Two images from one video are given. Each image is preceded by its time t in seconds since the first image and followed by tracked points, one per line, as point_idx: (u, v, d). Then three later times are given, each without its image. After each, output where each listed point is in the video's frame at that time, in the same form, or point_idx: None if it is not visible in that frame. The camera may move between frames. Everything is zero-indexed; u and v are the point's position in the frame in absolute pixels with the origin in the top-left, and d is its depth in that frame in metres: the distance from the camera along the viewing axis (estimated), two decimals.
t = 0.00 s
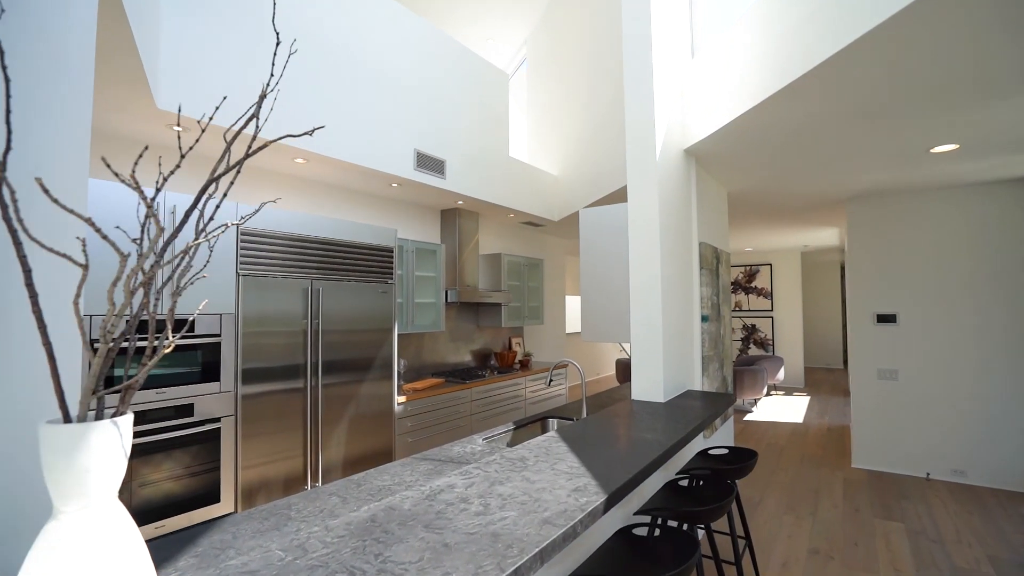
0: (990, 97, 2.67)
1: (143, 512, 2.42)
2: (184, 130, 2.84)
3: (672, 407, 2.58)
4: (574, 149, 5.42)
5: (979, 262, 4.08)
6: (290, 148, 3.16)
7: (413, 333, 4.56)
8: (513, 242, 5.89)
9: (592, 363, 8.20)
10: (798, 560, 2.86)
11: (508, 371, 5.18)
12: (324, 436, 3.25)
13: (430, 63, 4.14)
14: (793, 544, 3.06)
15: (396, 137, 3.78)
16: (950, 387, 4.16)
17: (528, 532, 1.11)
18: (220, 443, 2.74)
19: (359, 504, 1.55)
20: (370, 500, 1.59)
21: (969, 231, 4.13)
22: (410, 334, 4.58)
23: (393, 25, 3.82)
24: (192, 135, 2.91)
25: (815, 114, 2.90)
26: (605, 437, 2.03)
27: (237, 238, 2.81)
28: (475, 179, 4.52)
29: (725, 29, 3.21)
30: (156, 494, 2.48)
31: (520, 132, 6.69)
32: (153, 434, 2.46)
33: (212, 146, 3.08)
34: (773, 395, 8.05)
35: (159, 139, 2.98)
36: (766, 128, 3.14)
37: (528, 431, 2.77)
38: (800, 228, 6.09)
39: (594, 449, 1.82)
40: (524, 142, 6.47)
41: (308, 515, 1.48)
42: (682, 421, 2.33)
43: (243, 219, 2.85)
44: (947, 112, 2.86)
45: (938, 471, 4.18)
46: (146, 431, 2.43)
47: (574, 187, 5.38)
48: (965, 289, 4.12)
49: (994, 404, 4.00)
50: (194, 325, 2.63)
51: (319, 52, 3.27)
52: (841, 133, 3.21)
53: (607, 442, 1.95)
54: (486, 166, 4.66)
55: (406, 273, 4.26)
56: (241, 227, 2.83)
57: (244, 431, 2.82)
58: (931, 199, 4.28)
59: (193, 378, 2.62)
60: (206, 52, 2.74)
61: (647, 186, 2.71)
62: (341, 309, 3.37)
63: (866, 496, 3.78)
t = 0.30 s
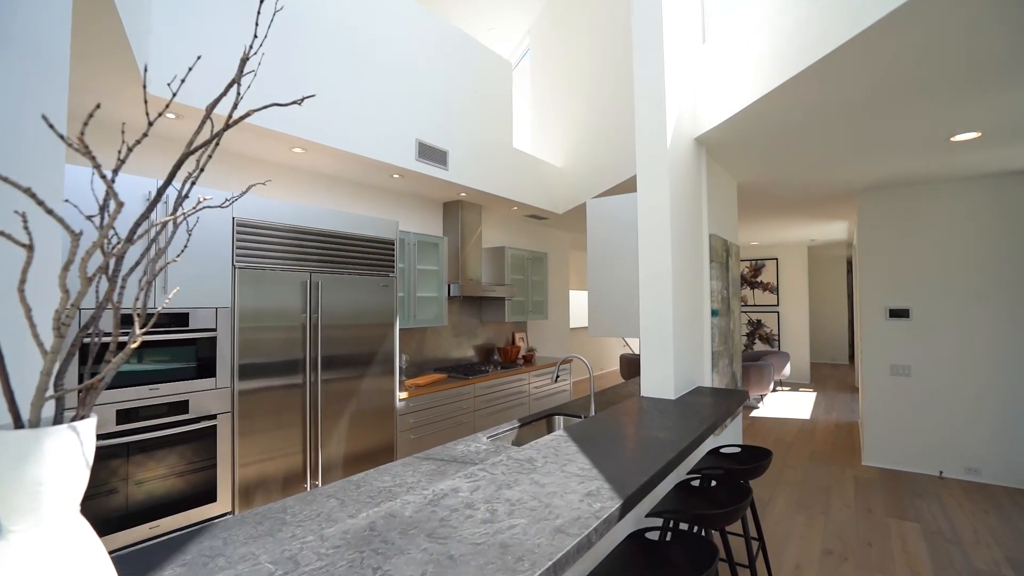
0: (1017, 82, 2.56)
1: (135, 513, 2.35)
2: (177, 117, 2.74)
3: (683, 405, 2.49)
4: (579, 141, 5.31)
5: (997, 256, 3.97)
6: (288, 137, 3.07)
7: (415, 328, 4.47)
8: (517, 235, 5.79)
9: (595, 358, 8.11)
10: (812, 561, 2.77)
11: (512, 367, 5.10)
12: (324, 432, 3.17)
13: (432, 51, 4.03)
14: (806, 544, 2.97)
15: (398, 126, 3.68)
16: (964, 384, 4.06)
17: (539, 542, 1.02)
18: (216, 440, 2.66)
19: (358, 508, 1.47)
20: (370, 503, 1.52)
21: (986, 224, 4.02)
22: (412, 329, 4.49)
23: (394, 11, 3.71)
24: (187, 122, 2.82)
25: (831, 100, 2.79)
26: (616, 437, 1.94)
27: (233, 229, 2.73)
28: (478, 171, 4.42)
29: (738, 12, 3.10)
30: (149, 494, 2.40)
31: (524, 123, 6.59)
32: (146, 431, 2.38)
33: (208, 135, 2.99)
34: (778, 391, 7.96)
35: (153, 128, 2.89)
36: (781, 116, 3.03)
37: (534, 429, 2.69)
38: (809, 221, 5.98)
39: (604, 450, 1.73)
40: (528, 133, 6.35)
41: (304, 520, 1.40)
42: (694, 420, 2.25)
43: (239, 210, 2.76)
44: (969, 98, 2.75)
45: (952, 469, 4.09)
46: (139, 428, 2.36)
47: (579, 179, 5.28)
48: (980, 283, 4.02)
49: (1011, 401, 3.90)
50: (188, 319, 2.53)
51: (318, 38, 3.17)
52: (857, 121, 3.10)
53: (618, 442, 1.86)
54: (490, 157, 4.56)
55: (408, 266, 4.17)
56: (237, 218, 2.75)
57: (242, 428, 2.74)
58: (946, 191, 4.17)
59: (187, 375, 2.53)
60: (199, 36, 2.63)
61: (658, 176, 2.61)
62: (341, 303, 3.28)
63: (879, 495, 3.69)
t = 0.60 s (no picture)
0: None
1: (129, 514, 2.27)
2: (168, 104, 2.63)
3: (696, 403, 2.40)
4: (584, 131, 5.20)
5: (1015, 249, 3.85)
6: (285, 126, 2.97)
7: (417, 323, 4.38)
8: (521, 229, 5.69)
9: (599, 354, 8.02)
10: (827, 564, 2.68)
11: (516, 362, 5.01)
12: (324, 430, 3.09)
13: (434, 39, 3.92)
14: (820, 546, 2.89)
15: (398, 115, 3.57)
16: (980, 380, 3.96)
17: (553, 559, 0.93)
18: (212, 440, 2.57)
19: (357, 517, 1.38)
20: (370, 510, 1.44)
21: (1005, 216, 3.90)
22: (414, 324, 4.40)
23: None
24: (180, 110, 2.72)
25: (850, 87, 2.68)
26: (627, 437, 1.85)
27: (229, 221, 2.62)
28: (481, 162, 4.31)
29: None
30: (144, 495, 2.33)
31: (527, 114, 6.47)
32: (137, 431, 2.30)
33: (203, 124, 2.89)
34: (785, 386, 7.86)
35: (146, 116, 2.79)
36: (796, 104, 2.92)
37: (540, 428, 2.60)
38: (818, 213, 5.87)
39: (616, 452, 1.64)
40: (531, 124, 6.23)
41: (297, 530, 1.31)
42: (708, 419, 2.15)
43: (235, 202, 2.66)
44: (995, 84, 2.63)
45: (967, 467, 4.00)
46: (129, 428, 2.27)
47: (584, 170, 5.18)
48: (997, 277, 3.91)
49: None
50: (181, 315, 2.44)
51: (316, 22, 3.06)
52: (876, 109, 2.99)
53: (629, 443, 1.77)
54: (493, 148, 4.45)
55: (410, 260, 4.07)
56: (233, 210, 2.64)
57: (238, 427, 2.66)
58: (963, 181, 4.06)
59: (180, 373, 2.44)
60: (190, 18, 2.53)
61: (669, 165, 2.51)
62: (340, 297, 3.19)
63: (893, 494, 3.60)
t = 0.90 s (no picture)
0: None
1: (122, 516, 2.21)
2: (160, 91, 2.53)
3: (708, 401, 2.32)
4: (589, 122, 5.10)
5: None
6: (282, 115, 2.88)
7: (419, 318, 4.30)
8: (524, 222, 5.60)
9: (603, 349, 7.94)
10: (843, 567, 2.60)
11: (519, 358, 4.93)
12: (324, 428, 3.02)
13: (436, 26, 3.80)
14: (834, 548, 2.81)
15: (400, 105, 3.47)
16: (996, 377, 3.87)
17: None
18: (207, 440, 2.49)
19: (356, 526, 1.30)
20: (369, 517, 1.36)
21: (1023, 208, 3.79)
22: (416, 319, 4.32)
23: None
24: (174, 99, 2.62)
25: (870, 75, 2.57)
26: (638, 438, 1.77)
27: (224, 213, 2.53)
28: (484, 153, 4.22)
29: None
30: (138, 496, 2.26)
31: (531, 105, 6.35)
32: (128, 431, 2.22)
33: (198, 114, 2.80)
34: (791, 382, 7.78)
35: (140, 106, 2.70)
36: (812, 92, 2.82)
37: (546, 427, 2.52)
38: (827, 206, 5.75)
39: (628, 454, 1.56)
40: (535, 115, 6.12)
41: (293, 540, 1.23)
42: (722, 418, 2.07)
43: (230, 193, 2.57)
44: (1021, 71, 2.53)
45: (981, 465, 3.91)
46: (121, 428, 2.19)
47: (589, 162, 5.08)
48: (1016, 272, 3.79)
49: None
50: (174, 310, 2.35)
51: (313, 7, 2.95)
52: (896, 98, 2.88)
53: (641, 444, 1.69)
54: (497, 139, 4.35)
55: (411, 254, 3.98)
56: (227, 201, 2.56)
57: (235, 425, 2.58)
58: (980, 172, 3.94)
59: (173, 370, 2.36)
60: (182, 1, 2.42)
61: (682, 154, 2.41)
62: (340, 292, 3.11)
63: (907, 493, 3.52)
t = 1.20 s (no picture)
0: None
1: (117, 518, 2.14)
2: (151, 79, 2.44)
3: (718, 400, 2.24)
4: (594, 114, 5.00)
5: None
6: (279, 105, 2.79)
7: (420, 313, 4.22)
8: (527, 216, 5.51)
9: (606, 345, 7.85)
10: (856, 569, 2.53)
11: (522, 354, 4.86)
12: (323, 426, 2.94)
13: (437, 14, 3.70)
14: (847, 549, 2.74)
15: (401, 95, 3.38)
16: (1010, 374, 3.78)
17: None
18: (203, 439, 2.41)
19: (354, 535, 1.23)
20: (367, 525, 1.29)
21: None
22: (418, 315, 4.25)
23: None
24: (167, 88, 2.53)
25: (890, 63, 2.48)
26: (649, 438, 1.69)
27: (218, 205, 2.45)
28: (487, 145, 4.13)
29: None
30: (132, 496, 2.19)
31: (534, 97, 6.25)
32: (120, 431, 2.15)
33: (193, 103, 2.71)
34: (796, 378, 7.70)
35: (132, 95, 2.61)
36: (827, 81, 2.72)
37: (551, 426, 2.45)
38: (836, 199, 5.65)
39: (640, 456, 1.49)
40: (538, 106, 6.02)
41: (285, 549, 1.15)
42: (736, 418, 1.98)
43: (225, 184, 2.49)
44: None
45: (994, 464, 3.83)
46: (112, 428, 2.12)
47: (594, 154, 4.99)
48: None
49: None
50: (167, 305, 2.28)
51: None
52: (913, 88, 2.79)
53: (652, 445, 1.61)
54: (499, 131, 4.26)
55: (412, 248, 3.90)
56: (222, 192, 2.48)
57: (231, 423, 2.51)
58: (996, 164, 3.84)
59: (166, 368, 2.29)
60: None
61: (694, 145, 2.32)
62: (339, 287, 3.03)
63: (919, 492, 3.44)
